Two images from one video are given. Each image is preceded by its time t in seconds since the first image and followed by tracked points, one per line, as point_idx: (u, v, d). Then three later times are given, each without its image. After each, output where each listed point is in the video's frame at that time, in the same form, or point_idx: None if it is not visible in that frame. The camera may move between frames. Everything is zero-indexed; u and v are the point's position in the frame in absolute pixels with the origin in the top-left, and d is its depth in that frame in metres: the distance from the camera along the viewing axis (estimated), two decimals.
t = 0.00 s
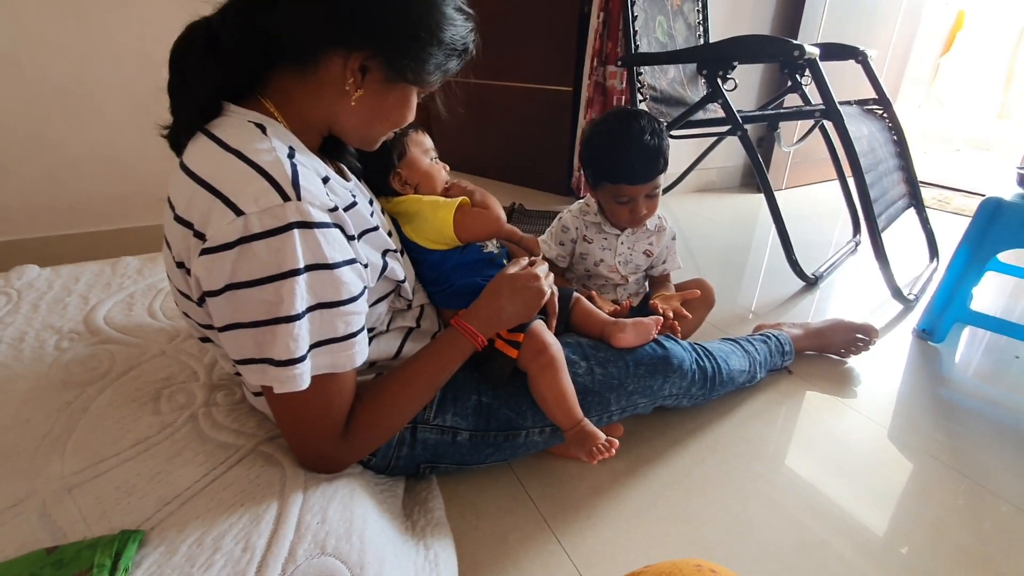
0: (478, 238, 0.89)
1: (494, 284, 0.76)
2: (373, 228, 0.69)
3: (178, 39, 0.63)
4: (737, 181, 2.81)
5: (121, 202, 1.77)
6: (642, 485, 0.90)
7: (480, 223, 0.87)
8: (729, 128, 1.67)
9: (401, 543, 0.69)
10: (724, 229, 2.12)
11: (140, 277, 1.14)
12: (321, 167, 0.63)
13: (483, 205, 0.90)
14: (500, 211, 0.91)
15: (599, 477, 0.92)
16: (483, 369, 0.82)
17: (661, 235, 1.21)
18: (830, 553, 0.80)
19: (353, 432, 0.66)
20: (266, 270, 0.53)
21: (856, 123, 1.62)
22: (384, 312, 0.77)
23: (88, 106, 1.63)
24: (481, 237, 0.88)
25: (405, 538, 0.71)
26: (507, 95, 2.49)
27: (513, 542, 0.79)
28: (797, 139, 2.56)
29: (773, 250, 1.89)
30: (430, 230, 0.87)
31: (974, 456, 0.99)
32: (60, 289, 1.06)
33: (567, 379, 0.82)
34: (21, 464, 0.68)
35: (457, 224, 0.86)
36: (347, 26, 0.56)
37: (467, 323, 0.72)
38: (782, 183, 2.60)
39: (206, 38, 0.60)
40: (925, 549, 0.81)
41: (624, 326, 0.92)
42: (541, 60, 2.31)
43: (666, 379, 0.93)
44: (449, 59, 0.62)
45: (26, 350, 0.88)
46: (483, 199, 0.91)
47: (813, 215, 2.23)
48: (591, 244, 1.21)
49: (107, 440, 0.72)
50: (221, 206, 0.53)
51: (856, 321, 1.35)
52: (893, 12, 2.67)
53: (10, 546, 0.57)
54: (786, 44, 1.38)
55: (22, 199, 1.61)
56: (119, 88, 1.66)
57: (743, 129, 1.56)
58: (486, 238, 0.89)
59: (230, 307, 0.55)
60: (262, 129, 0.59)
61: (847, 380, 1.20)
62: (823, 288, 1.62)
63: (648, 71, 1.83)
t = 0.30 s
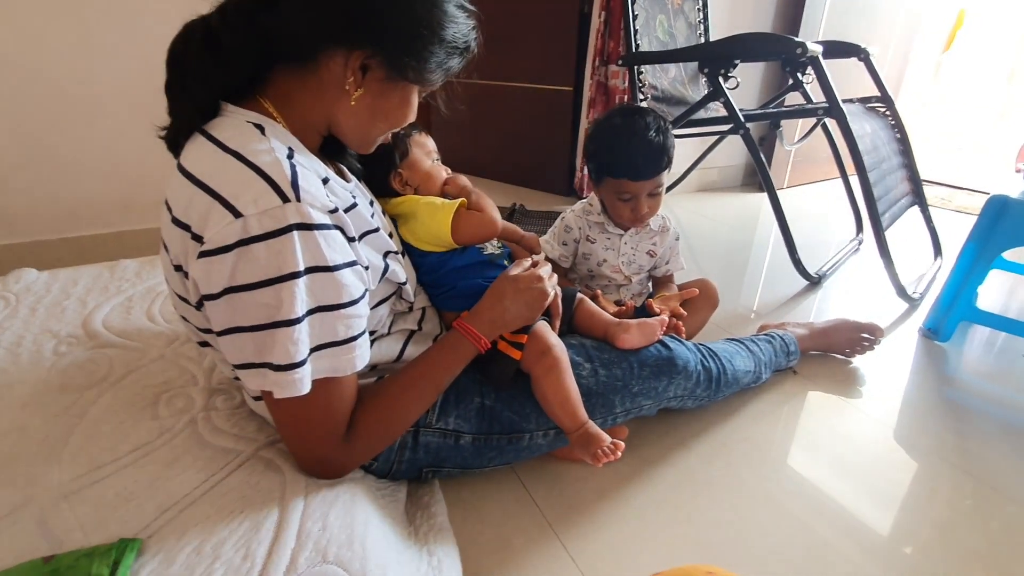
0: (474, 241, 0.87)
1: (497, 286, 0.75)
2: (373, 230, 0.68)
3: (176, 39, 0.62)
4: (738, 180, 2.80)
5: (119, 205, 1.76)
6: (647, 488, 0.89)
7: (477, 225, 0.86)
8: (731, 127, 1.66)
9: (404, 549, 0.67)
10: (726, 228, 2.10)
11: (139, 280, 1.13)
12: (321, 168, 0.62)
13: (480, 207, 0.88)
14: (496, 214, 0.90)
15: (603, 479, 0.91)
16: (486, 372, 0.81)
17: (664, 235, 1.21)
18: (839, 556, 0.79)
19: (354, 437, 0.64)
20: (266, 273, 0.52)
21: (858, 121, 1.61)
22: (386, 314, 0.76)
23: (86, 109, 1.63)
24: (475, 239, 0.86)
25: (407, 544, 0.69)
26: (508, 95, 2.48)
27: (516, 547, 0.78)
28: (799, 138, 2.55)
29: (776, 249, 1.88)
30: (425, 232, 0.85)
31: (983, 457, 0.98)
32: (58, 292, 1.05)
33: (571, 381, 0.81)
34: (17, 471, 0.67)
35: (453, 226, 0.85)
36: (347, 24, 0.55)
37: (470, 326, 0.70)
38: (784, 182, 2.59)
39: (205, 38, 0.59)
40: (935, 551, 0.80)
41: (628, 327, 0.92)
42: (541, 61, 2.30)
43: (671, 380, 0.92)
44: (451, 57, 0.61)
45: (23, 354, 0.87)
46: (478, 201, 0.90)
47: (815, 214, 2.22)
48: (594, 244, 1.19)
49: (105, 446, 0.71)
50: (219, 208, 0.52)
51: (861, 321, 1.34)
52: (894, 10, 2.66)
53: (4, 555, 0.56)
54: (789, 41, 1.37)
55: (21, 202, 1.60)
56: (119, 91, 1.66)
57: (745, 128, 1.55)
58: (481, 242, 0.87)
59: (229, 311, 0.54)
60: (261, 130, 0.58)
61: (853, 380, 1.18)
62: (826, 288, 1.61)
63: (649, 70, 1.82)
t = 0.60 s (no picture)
0: (479, 240, 0.86)
1: (506, 278, 0.74)
2: (382, 222, 0.68)
3: (182, 33, 0.62)
4: (745, 176, 2.78)
5: (128, 204, 1.76)
6: (660, 482, 0.89)
7: (481, 227, 0.86)
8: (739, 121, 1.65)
9: (416, 543, 0.67)
10: (734, 224, 2.09)
11: (148, 278, 1.13)
12: (328, 160, 0.61)
13: (486, 206, 0.88)
14: (502, 212, 0.89)
15: (615, 474, 0.90)
16: (496, 366, 0.81)
17: (674, 230, 1.20)
18: (855, 551, 0.78)
19: (365, 431, 0.64)
20: (275, 265, 0.52)
21: (867, 114, 1.60)
22: (395, 309, 0.75)
23: (93, 109, 1.63)
24: (481, 240, 0.87)
25: (420, 538, 0.69)
26: (513, 93, 2.47)
27: (529, 542, 0.77)
28: (806, 132, 2.53)
29: (785, 244, 1.86)
30: (430, 229, 0.85)
31: (999, 450, 0.97)
32: (68, 291, 1.05)
33: (582, 374, 0.80)
34: (28, 468, 0.66)
35: (459, 224, 0.84)
36: (352, 15, 0.55)
37: (480, 319, 0.70)
38: (792, 177, 2.58)
39: (211, 31, 0.58)
40: (953, 546, 0.79)
41: (638, 320, 0.91)
42: (546, 57, 2.29)
43: (683, 373, 0.91)
44: (457, 48, 0.61)
45: (34, 352, 0.87)
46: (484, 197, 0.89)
47: (824, 208, 2.20)
48: (603, 238, 1.19)
49: (116, 442, 0.71)
50: (227, 200, 0.52)
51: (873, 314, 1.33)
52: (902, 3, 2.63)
53: (17, 552, 0.56)
54: (797, 34, 1.36)
55: (29, 203, 1.61)
56: (125, 91, 1.66)
57: (753, 122, 1.53)
58: (485, 242, 0.87)
59: (238, 304, 0.53)
60: (268, 123, 0.57)
61: (866, 373, 1.17)
62: (837, 282, 1.59)
63: (655, 65, 1.81)
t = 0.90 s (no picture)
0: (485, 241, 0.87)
1: (513, 277, 0.74)
2: (389, 223, 0.68)
3: (189, 36, 0.62)
4: (753, 172, 2.77)
5: (138, 206, 1.78)
6: (668, 480, 0.89)
7: (486, 226, 0.86)
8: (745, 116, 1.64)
9: (426, 541, 0.67)
10: (741, 220, 2.08)
11: (159, 280, 1.15)
12: (334, 162, 0.62)
13: (492, 207, 0.88)
14: (508, 214, 0.90)
15: (624, 472, 0.90)
16: (504, 364, 0.81)
17: (680, 227, 1.19)
18: (865, 548, 0.78)
19: (374, 430, 0.64)
20: (284, 266, 0.52)
21: (876, 108, 1.58)
22: (402, 309, 0.76)
23: (103, 113, 1.65)
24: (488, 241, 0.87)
25: (429, 536, 0.69)
26: (518, 91, 2.47)
27: (538, 539, 0.78)
28: (814, 127, 2.51)
29: (793, 240, 1.85)
30: (436, 228, 0.85)
31: (1011, 446, 0.96)
32: (81, 293, 1.07)
33: (590, 372, 0.80)
34: (44, 468, 0.68)
35: (466, 225, 0.84)
36: (357, 16, 0.55)
37: (487, 318, 0.70)
38: (800, 173, 2.56)
39: (218, 34, 0.59)
40: (964, 543, 0.78)
41: (646, 317, 0.91)
42: (551, 55, 2.29)
43: (691, 371, 0.91)
44: (462, 46, 0.61)
45: (48, 354, 0.88)
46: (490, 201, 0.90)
47: (832, 203, 2.19)
48: (611, 234, 1.19)
49: (129, 442, 0.72)
50: (236, 202, 0.52)
51: (883, 310, 1.32)
52: None
53: (34, 550, 0.57)
54: (804, 28, 1.35)
55: (42, 206, 1.63)
56: (134, 94, 1.68)
57: (760, 117, 1.52)
58: (491, 243, 0.87)
59: (247, 306, 0.54)
60: (275, 125, 0.58)
61: (876, 370, 1.16)
62: (846, 277, 1.58)
63: (660, 61, 1.80)
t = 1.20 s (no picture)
0: (490, 240, 0.87)
1: (519, 274, 0.74)
2: (394, 222, 0.68)
3: (196, 39, 0.63)
4: (763, 166, 2.74)
5: (151, 208, 1.81)
6: (678, 476, 0.88)
7: (490, 225, 0.86)
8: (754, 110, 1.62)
9: (434, 538, 0.68)
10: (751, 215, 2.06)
11: (171, 281, 1.16)
12: (340, 162, 0.62)
13: (495, 206, 0.88)
14: (511, 213, 0.90)
15: (633, 468, 0.90)
16: (511, 361, 0.81)
17: (689, 223, 1.19)
18: (877, 544, 0.77)
19: (382, 428, 0.65)
20: (290, 266, 0.53)
21: (887, 99, 1.56)
22: (409, 307, 0.76)
23: (116, 118, 1.67)
24: (492, 240, 0.87)
25: (437, 532, 0.70)
26: (525, 89, 2.47)
27: (547, 536, 0.78)
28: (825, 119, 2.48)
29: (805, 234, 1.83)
30: (440, 228, 0.85)
31: None
32: (95, 295, 1.09)
33: (597, 368, 0.80)
34: (60, 466, 0.69)
35: (470, 226, 0.85)
36: (360, 16, 0.55)
37: (494, 315, 0.70)
38: (811, 166, 2.53)
39: (224, 37, 0.60)
40: (980, 539, 0.77)
41: (654, 313, 0.90)
42: (557, 52, 2.29)
43: (700, 367, 0.91)
44: (465, 45, 0.61)
45: (64, 355, 0.90)
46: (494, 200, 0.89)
47: (845, 197, 2.16)
48: (620, 231, 1.19)
49: (142, 440, 0.73)
50: (243, 203, 0.53)
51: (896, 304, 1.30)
52: None
53: (49, 546, 0.58)
54: (812, 19, 1.34)
55: (58, 211, 1.66)
56: (146, 99, 1.70)
57: (769, 110, 1.50)
58: (494, 242, 0.87)
59: (255, 304, 0.55)
60: (281, 126, 0.58)
61: (889, 364, 1.15)
62: (859, 271, 1.56)
63: (667, 56, 1.79)
